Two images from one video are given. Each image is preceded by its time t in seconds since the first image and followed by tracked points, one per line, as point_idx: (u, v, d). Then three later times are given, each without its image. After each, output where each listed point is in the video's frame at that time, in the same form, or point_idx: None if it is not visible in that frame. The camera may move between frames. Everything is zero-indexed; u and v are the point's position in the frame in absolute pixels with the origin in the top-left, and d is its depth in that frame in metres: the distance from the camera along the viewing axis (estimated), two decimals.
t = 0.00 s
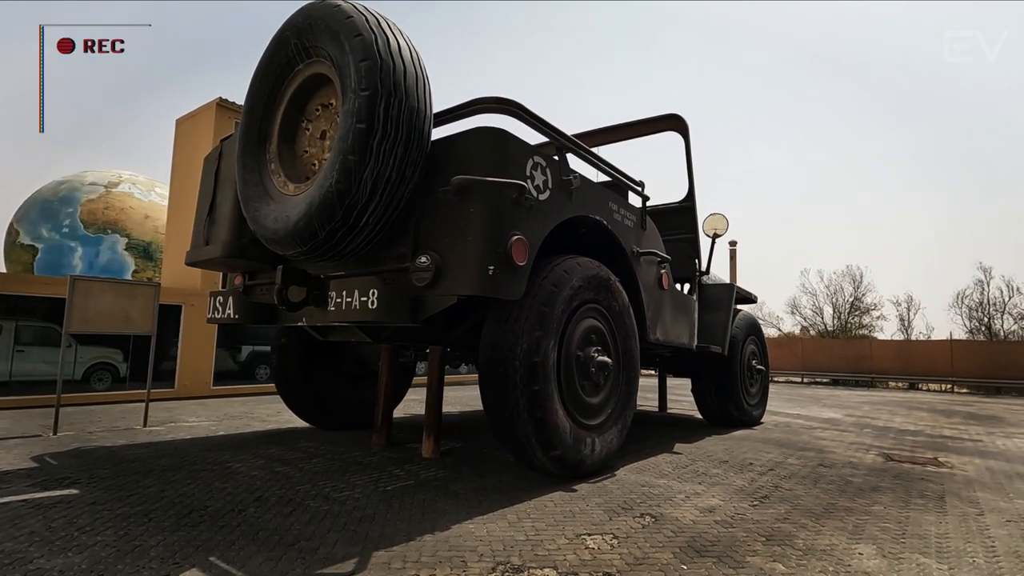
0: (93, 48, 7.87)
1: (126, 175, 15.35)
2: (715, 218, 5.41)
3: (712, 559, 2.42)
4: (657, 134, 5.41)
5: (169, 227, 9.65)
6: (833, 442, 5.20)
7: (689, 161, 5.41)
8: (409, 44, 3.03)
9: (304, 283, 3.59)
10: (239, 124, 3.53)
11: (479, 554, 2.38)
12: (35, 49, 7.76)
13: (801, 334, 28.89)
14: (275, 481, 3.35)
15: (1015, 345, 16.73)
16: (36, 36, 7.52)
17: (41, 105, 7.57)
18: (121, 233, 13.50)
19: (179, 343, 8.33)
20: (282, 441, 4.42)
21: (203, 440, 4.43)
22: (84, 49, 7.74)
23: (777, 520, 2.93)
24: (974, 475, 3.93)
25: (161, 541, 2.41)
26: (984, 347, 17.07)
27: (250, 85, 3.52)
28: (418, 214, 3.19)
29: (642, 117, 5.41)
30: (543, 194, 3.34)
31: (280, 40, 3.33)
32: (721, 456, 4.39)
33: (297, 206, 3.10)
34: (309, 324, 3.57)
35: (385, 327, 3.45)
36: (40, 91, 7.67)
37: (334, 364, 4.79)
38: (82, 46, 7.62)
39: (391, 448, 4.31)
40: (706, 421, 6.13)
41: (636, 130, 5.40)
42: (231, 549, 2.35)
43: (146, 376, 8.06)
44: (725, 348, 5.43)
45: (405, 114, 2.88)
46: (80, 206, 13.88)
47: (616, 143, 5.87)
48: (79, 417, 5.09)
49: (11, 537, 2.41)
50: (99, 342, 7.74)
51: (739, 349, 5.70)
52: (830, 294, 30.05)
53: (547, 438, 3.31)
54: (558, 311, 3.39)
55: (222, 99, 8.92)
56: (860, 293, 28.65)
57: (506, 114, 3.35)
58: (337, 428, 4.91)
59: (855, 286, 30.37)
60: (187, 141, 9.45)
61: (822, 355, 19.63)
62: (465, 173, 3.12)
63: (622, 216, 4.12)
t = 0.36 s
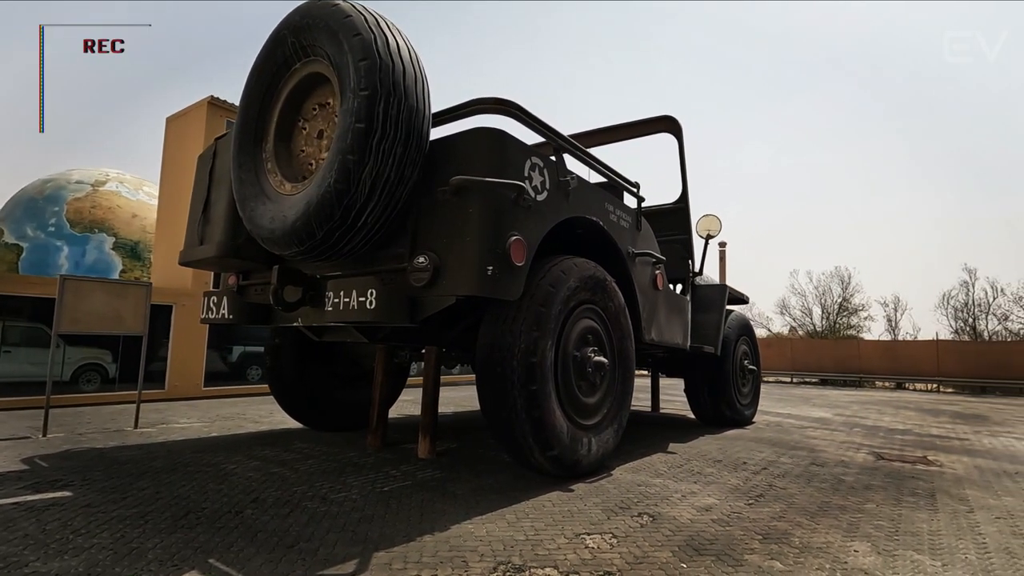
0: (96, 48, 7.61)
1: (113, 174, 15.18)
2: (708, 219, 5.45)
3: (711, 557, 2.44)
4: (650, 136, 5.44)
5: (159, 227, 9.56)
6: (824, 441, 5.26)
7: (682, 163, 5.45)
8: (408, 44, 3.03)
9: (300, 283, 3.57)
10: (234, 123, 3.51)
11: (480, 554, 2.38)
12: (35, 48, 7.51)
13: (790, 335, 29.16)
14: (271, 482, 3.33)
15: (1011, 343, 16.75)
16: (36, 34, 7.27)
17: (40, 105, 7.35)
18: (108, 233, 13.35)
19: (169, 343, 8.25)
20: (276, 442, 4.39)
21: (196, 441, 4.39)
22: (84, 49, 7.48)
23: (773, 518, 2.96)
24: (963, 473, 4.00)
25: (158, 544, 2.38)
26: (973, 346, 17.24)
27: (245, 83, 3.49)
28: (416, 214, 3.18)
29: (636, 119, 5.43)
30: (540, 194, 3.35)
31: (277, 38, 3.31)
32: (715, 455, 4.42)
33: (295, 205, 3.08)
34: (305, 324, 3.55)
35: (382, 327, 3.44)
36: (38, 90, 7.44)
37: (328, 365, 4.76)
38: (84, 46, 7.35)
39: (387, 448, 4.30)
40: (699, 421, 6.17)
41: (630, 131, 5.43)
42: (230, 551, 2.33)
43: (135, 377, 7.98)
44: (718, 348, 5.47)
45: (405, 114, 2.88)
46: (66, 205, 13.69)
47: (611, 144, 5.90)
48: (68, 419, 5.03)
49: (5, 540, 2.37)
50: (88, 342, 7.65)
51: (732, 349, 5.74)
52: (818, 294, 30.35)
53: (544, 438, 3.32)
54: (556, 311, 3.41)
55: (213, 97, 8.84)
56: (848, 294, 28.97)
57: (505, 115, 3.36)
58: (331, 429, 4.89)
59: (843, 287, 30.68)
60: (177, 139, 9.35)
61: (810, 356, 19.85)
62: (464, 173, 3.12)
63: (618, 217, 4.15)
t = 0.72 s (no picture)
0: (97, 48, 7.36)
1: (101, 173, 15.01)
2: (702, 220, 5.49)
3: (712, 556, 2.46)
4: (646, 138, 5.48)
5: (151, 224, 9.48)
6: (817, 440, 5.32)
7: (678, 165, 5.49)
8: (409, 45, 3.03)
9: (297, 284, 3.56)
10: (232, 122, 3.49)
11: (483, 554, 2.39)
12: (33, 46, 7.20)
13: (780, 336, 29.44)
14: (269, 483, 3.31)
15: (997, 344, 16.93)
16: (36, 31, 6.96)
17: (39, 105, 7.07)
18: (96, 232, 13.21)
19: (161, 344, 8.18)
20: (272, 443, 4.36)
21: (190, 443, 4.35)
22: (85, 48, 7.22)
23: (771, 516, 2.99)
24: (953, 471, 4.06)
25: (159, 545, 2.36)
26: (960, 346, 17.45)
27: (244, 83, 3.48)
28: (416, 215, 3.18)
29: (631, 121, 5.46)
30: (540, 195, 3.36)
31: (277, 38, 3.30)
32: (711, 455, 4.46)
33: (295, 205, 3.07)
34: (302, 324, 3.54)
35: (381, 327, 3.43)
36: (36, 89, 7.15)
37: (324, 365, 4.74)
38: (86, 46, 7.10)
39: (384, 449, 4.29)
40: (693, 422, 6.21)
41: (626, 133, 5.46)
42: (232, 552, 2.32)
43: (125, 379, 7.89)
44: (712, 348, 5.51)
45: (406, 114, 2.88)
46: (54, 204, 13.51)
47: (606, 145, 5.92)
48: (59, 420, 4.97)
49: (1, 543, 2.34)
50: (78, 343, 7.55)
51: (725, 350, 5.79)
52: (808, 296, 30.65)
53: (544, 438, 3.33)
54: (555, 312, 3.42)
55: (206, 95, 8.77)
56: (837, 295, 29.28)
57: (506, 116, 3.38)
58: (326, 429, 4.86)
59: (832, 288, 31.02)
60: (170, 137, 9.26)
61: (800, 356, 20.06)
62: (465, 174, 3.13)
63: (615, 218, 4.17)
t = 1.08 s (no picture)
0: (99, 49, 7.21)
1: (85, 172, 14.79)
2: (695, 223, 5.54)
3: (712, 556, 2.48)
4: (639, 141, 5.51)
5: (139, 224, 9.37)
6: (807, 441, 5.39)
7: (670, 168, 5.54)
8: (409, 47, 3.03)
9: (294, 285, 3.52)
10: (228, 122, 3.47)
11: (485, 556, 2.40)
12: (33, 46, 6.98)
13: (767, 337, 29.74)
14: (266, 487, 3.29)
15: (980, 347, 17.22)
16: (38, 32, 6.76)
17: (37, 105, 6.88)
18: (81, 233, 13.03)
19: (149, 346, 8.09)
20: (265, 446, 4.33)
21: (182, 446, 4.30)
22: (85, 49, 7.05)
23: (767, 517, 3.03)
24: (941, 471, 4.13)
25: (158, 550, 2.34)
26: (943, 348, 17.74)
27: (240, 83, 3.46)
28: (415, 217, 3.18)
29: (625, 125, 5.50)
30: (538, 198, 3.37)
31: (275, 38, 3.29)
32: (704, 456, 4.49)
33: (293, 206, 3.06)
34: (298, 326, 3.52)
35: (379, 329, 3.42)
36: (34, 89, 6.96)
37: (317, 367, 4.71)
38: (86, 46, 6.93)
39: (379, 452, 4.27)
40: (684, 423, 6.26)
41: (619, 137, 5.49)
42: (233, 556, 2.30)
43: (112, 381, 7.78)
44: (704, 350, 5.56)
45: (406, 116, 2.88)
46: (37, 204, 13.30)
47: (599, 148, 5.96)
48: (46, 424, 4.88)
49: None
50: (65, 345, 7.42)
51: (717, 352, 5.84)
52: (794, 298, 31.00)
53: (541, 440, 3.34)
54: (553, 314, 3.43)
55: (197, 95, 8.69)
56: (823, 298, 29.65)
57: (504, 119, 3.39)
58: (319, 432, 4.84)
59: (818, 290, 31.38)
60: (159, 136, 9.17)
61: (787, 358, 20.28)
62: (463, 176, 3.13)
63: (611, 221, 4.19)
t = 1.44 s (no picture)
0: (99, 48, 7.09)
1: (69, 171, 14.54)
2: (687, 226, 5.58)
3: (710, 558, 2.50)
4: (632, 145, 5.54)
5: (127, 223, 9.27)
6: (797, 442, 5.45)
7: (663, 172, 5.58)
8: (407, 50, 3.02)
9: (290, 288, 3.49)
10: (223, 123, 3.44)
11: (486, 560, 2.39)
12: (38, 46, 6.80)
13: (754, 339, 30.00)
14: (261, 491, 3.26)
15: (964, 348, 17.51)
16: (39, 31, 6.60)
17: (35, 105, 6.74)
18: (65, 233, 12.84)
19: (136, 348, 7.98)
20: (258, 450, 4.29)
21: (174, 450, 4.25)
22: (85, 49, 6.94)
23: (763, 518, 3.05)
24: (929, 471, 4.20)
25: (154, 556, 2.31)
26: (928, 349, 18.02)
27: (235, 84, 3.43)
28: (413, 219, 3.17)
29: (618, 128, 5.52)
30: (536, 201, 3.38)
31: (272, 39, 3.26)
32: (698, 458, 4.53)
33: (290, 208, 3.04)
34: (293, 329, 3.49)
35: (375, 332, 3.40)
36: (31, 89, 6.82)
37: (310, 370, 4.67)
38: (86, 46, 6.83)
39: (373, 455, 4.25)
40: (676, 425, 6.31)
41: (612, 140, 5.52)
42: (231, 562, 2.28)
43: (99, 384, 7.67)
44: (696, 353, 5.59)
45: (405, 119, 2.88)
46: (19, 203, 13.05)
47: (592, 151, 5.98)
48: (33, 428, 4.80)
49: None
50: (51, 347, 7.31)
51: (709, 354, 5.89)
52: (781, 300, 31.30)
53: (538, 443, 3.35)
54: (549, 317, 3.44)
55: (187, 94, 8.61)
56: (809, 300, 29.97)
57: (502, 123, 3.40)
58: (313, 435, 4.81)
59: (805, 293, 31.71)
60: (149, 135, 9.06)
61: (774, 359, 20.47)
62: (462, 179, 3.13)
63: (606, 224, 4.22)
